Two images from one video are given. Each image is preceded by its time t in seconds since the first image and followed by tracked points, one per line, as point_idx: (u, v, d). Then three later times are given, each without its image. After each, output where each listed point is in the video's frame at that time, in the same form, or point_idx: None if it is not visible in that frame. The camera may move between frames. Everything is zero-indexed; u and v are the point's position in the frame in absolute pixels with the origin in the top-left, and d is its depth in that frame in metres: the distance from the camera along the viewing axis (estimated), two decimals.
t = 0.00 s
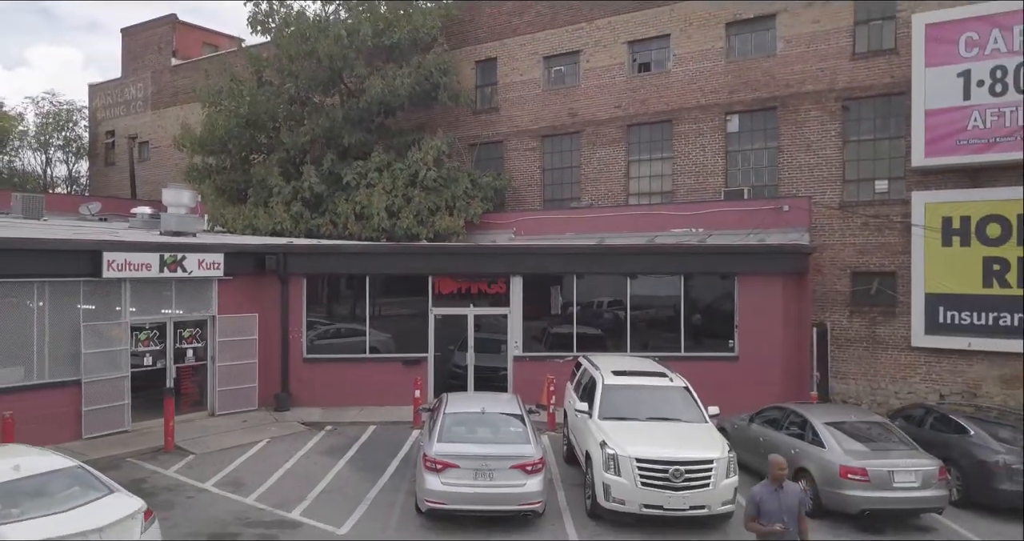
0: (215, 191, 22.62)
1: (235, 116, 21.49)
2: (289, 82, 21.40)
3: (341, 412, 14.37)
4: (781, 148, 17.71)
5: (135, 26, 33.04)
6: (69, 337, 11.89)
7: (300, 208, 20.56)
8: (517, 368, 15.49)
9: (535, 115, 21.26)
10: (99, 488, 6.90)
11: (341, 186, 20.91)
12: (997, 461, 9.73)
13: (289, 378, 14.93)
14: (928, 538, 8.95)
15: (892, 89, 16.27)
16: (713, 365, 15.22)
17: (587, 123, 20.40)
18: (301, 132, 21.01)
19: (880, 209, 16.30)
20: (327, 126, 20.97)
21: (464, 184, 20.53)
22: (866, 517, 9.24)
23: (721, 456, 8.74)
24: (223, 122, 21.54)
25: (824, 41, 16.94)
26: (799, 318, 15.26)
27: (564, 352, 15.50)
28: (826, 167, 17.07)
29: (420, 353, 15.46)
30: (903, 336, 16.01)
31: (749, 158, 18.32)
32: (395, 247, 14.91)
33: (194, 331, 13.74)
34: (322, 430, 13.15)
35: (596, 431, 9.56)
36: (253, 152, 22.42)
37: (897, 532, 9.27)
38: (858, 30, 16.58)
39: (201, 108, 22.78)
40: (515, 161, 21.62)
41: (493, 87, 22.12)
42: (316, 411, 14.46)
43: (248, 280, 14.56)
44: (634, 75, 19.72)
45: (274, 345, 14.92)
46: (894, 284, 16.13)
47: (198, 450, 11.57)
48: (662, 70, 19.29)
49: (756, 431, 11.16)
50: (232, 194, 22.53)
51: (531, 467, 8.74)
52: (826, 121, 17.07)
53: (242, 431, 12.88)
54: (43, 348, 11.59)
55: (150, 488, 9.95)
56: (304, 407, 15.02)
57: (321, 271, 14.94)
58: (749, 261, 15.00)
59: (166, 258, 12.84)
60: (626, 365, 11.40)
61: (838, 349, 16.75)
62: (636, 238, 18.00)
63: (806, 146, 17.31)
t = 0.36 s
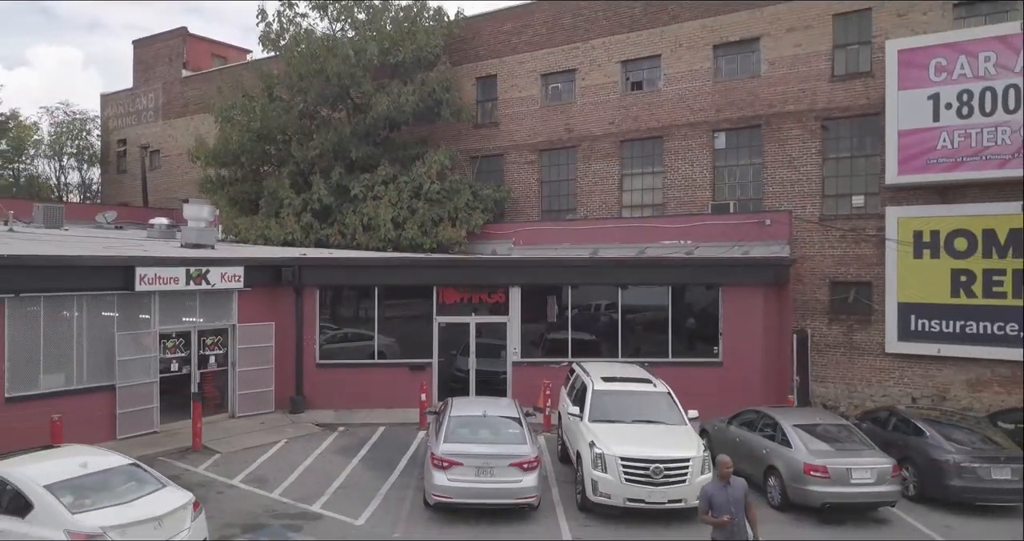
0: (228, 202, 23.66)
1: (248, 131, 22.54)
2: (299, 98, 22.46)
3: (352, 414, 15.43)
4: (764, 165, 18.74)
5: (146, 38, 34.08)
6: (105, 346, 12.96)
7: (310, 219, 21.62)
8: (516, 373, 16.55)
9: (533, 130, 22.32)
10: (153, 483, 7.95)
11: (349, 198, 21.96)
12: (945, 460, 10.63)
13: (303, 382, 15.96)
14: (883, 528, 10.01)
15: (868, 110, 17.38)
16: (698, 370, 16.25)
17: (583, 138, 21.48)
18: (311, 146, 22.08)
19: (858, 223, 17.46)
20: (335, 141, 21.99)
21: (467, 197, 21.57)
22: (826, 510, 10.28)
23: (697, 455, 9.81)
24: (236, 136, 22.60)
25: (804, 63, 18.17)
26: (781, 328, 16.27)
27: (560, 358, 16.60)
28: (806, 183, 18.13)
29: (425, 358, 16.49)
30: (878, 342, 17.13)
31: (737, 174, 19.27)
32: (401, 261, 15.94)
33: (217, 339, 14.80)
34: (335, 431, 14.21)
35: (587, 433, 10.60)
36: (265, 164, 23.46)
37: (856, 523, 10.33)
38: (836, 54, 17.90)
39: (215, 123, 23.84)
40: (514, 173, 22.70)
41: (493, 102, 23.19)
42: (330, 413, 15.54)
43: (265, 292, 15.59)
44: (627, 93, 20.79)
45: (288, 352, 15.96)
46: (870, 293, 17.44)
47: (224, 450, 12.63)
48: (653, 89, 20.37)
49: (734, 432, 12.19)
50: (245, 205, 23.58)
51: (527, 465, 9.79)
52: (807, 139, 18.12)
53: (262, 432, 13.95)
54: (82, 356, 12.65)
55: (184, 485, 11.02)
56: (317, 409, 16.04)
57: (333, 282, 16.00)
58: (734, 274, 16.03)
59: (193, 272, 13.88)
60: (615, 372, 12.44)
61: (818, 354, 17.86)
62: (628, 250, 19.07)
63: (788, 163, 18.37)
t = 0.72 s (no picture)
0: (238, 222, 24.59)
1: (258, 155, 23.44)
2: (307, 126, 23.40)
3: (361, 434, 16.38)
4: (751, 192, 19.69)
5: (155, 56, 35.02)
6: (132, 372, 13.92)
7: (318, 241, 22.60)
8: (516, 393, 17.41)
9: (531, 155, 23.29)
10: (190, 511, 8.90)
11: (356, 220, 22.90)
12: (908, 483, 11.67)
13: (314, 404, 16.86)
14: None
15: (849, 142, 18.35)
16: (688, 391, 17.16)
17: (579, 165, 22.47)
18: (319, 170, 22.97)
19: (839, 249, 18.45)
20: (343, 165, 22.94)
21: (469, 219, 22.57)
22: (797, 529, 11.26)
23: (679, 480, 10.78)
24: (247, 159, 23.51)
25: (789, 96, 19.11)
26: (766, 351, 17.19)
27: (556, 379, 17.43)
28: (791, 210, 19.09)
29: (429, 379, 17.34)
30: (859, 363, 18.11)
31: (726, 200, 20.20)
32: (408, 287, 16.81)
33: (234, 363, 15.75)
34: (346, 450, 15.17)
35: (579, 457, 11.57)
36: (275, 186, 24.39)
37: None
38: (819, 87, 18.84)
39: (226, 146, 24.78)
40: (514, 196, 23.67)
41: (494, 127, 24.17)
42: (340, 433, 16.49)
43: (279, 317, 16.52)
44: (621, 121, 21.74)
45: (300, 375, 16.85)
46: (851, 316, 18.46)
47: (243, 470, 13.59)
48: (647, 117, 21.32)
49: (717, 454, 13.14)
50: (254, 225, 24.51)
51: (525, 490, 10.74)
52: (792, 168, 19.07)
53: (277, 452, 14.91)
54: (111, 383, 13.61)
55: (209, 505, 11.97)
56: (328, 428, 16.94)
57: (343, 306, 16.85)
58: (721, 299, 16.98)
59: (213, 301, 14.84)
60: (606, 398, 13.39)
61: (803, 374, 18.85)
62: (622, 272, 20.04)
63: (774, 191, 19.32)
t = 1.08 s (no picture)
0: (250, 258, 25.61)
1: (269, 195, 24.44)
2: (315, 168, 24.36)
3: (371, 475, 17.47)
4: (739, 238, 20.79)
5: (166, 84, 36.12)
6: (160, 423, 14.99)
7: (328, 279, 23.66)
8: (516, 436, 18.44)
9: (531, 195, 24.44)
10: None
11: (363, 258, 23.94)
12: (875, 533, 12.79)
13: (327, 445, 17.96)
14: None
15: (833, 193, 19.39)
16: (678, 432, 18.24)
17: (577, 206, 23.62)
18: (327, 210, 23.93)
19: (821, 294, 19.50)
20: (351, 205, 23.96)
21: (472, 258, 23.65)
22: None
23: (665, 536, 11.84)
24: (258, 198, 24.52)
25: (775, 148, 20.17)
26: (750, 393, 18.54)
27: (553, 421, 18.46)
28: (776, 256, 20.17)
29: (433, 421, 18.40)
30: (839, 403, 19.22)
31: (715, 244, 21.27)
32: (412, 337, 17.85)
33: (252, 409, 16.83)
34: (357, 492, 16.26)
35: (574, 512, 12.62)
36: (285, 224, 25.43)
37: None
38: (803, 140, 19.88)
39: (239, 185, 25.83)
40: (514, 233, 24.79)
41: (495, 166, 25.30)
42: (351, 473, 17.58)
43: (293, 365, 17.62)
44: (616, 166, 22.87)
45: (313, 418, 17.92)
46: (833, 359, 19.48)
47: (263, 515, 14.68)
48: (641, 162, 22.43)
49: (702, 502, 14.21)
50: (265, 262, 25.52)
51: None
52: (777, 216, 20.15)
53: (293, 494, 15.99)
54: (141, 434, 14.69)
55: None
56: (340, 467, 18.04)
57: (351, 355, 17.91)
58: (710, 346, 18.05)
59: (233, 354, 15.91)
60: (600, 449, 14.46)
61: (788, 412, 19.99)
62: (617, 313, 21.17)
63: (760, 237, 20.41)
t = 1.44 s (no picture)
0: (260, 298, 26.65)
1: (278, 239, 25.45)
2: (324, 212, 25.41)
3: (379, 519, 18.54)
4: (727, 286, 21.88)
5: (176, 117, 37.24)
6: (184, 477, 16.09)
7: (336, 319, 24.75)
8: (515, 480, 19.41)
9: (530, 237, 25.56)
10: None
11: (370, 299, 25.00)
12: None
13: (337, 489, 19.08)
14: None
15: (815, 247, 20.48)
16: (668, 476, 19.33)
17: (573, 251, 24.72)
18: (336, 254, 25.00)
19: (805, 342, 20.58)
20: (359, 249, 25.05)
21: (474, 299, 24.73)
22: None
23: None
24: (269, 241, 25.55)
25: (761, 202, 21.26)
26: (736, 438, 19.70)
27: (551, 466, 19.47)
28: (762, 304, 21.26)
29: (439, 466, 19.43)
30: (822, 446, 20.28)
31: (705, 291, 22.36)
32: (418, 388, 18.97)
33: (268, 458, 17.93)
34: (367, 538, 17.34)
35: None
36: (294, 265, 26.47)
37: None
38: (788, 196, 20.97)
39: (250, 227, 26.90)
40: (514, 274, 25.89)
41: (495, 209, 26.45)
42: (360, 517, 18.65)
43: (306, 415, 18.70)
44: (610, 214, 24.01)
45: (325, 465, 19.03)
46: (816, 404, 20.59)
47: None
48: (634, 211, 23.55)
49: None
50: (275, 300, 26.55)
51: None
52: (763, 267, 21.23)
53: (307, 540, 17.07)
54: (167, 488, 15.78)
55: None
56: (349, 510, 19.15)
57: (361, 405, 19.01)
58: (699, 396, 19.15)
59: (252, 410, 17.00)
60: (595, 503, 15.54)
61: (774, 453, 21.05)
62: (613, 357, 22.32)
63: (748, 287, 21.49)
